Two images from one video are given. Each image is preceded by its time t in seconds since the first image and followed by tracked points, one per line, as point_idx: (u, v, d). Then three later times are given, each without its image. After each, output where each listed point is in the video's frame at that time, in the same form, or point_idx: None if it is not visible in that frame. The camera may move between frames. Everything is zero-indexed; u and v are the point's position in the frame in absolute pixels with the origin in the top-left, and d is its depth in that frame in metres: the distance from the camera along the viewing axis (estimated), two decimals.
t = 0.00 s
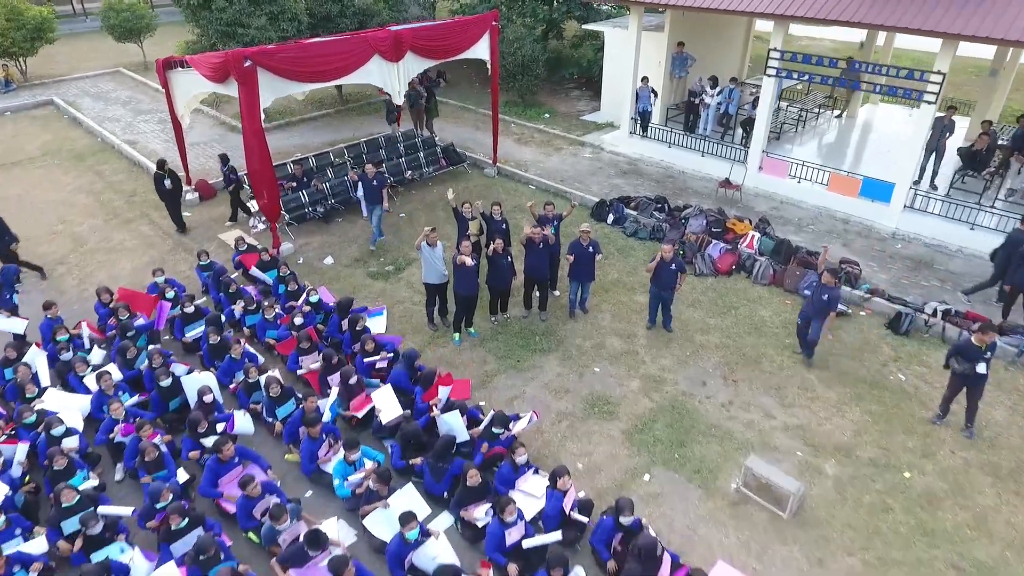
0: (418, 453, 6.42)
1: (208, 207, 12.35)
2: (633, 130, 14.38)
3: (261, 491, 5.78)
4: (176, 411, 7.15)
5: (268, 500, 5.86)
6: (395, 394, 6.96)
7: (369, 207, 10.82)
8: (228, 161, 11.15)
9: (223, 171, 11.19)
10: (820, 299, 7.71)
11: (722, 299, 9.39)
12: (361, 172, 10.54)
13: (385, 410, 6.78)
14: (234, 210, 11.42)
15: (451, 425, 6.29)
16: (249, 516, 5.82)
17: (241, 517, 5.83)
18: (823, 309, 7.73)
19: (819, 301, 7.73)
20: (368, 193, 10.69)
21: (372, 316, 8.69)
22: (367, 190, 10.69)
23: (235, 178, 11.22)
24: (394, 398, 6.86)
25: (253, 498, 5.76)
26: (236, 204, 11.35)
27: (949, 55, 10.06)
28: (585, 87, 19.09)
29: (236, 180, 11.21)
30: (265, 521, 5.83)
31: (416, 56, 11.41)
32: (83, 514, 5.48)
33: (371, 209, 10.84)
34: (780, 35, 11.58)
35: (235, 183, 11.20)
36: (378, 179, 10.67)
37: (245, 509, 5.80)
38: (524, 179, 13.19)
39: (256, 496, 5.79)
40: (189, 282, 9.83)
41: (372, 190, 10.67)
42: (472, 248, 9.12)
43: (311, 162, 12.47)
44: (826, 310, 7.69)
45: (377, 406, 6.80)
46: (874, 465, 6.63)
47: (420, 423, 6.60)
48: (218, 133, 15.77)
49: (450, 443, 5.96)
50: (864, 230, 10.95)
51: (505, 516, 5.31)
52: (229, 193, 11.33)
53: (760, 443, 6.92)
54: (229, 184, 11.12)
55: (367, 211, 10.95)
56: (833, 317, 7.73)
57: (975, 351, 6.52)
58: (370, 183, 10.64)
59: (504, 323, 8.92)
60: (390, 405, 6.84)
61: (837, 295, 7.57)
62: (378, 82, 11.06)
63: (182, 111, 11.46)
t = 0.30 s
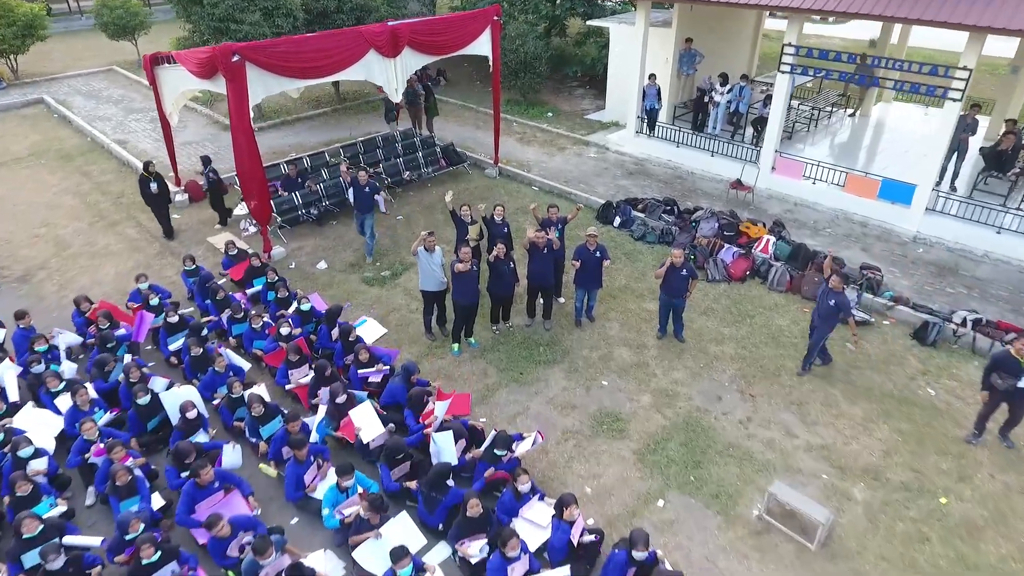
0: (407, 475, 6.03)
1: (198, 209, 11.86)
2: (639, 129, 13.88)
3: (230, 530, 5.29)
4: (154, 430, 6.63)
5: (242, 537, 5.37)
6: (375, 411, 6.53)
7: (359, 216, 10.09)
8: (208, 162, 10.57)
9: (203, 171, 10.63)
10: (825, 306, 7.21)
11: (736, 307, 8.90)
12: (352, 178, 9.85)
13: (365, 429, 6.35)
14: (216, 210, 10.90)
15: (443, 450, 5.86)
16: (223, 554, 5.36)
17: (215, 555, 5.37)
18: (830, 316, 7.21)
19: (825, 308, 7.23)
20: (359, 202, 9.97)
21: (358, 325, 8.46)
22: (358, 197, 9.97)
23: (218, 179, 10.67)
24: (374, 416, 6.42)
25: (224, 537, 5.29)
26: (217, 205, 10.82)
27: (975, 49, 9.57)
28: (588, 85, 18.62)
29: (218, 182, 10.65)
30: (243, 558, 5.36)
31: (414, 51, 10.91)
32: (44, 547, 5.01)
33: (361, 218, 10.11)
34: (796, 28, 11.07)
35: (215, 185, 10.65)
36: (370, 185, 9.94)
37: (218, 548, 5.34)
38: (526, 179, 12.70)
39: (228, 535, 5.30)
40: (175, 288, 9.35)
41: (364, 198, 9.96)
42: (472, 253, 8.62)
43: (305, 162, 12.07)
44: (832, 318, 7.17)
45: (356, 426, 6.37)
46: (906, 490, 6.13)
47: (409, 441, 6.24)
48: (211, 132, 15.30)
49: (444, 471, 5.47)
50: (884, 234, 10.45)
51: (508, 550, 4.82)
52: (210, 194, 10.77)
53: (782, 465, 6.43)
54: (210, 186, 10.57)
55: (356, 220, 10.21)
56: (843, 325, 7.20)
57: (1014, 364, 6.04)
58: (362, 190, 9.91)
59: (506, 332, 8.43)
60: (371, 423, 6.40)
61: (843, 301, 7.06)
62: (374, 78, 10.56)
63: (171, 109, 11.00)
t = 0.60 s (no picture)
0: (396, 492, 5.42)
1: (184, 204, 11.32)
2: (646, 122, 13.33)
3: (198, 562, 4.74)
4: (124, 443, 6.13)
5: (215, 567, 4.84)
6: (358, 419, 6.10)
7: (346, 217, 9.21)
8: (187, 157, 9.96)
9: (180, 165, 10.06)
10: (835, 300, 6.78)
11: (753, 308, 8.35)
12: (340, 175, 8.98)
13: (349, 439, 5.89)
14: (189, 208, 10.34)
15: (433, 468, 5.36)
16: None
17: None
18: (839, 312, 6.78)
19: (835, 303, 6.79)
20: (347, 202, 9.10)
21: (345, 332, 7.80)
22: (346, 196, 9.09)
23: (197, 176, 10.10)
24: (357, 422, 5.99)
25: (191, 569, 4.73)
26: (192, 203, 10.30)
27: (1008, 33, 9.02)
28: (592, 79, 18.06)
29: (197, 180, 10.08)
30: None
31: (410, 37, 10.36)
32: None
33: (350, 219, 9.24)
34: (814, 14, 10.49)
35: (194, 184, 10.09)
36: (360, 182, 9.07)
37: None
38: (528, 174, 12.15)
39: (196, 566, 4.75)
40: (156, 288, 8.81)
41: (354, 197, 9.10)
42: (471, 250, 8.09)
43: (297, 155, 11.62)
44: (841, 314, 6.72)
45: (339, 437, 5.90)
46: (947, 509, 5.58)
47: (397, 454, 5.72)
48: (202, 126, 14.76)
49: (437, 503, 4.82)
50: (906, 230, 9.90)
51: None
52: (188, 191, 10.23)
53: (808, 481, 5.88)
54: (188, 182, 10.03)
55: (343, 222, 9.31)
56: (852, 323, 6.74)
57: None
58: (351, 188, 9.01)
59: (507, 335, 7.89)
60: (354, 431, 5.96)
61: (854, 297, 6.59)
62: (368, 66, 10.01)
63: (154, 100, 10.45)
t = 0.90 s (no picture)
0: (386, 522, 5.08)
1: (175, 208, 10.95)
2: (651, 123, 12.97)
3: None
4: (101, 466, 5.76)
5: None
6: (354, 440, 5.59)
7: (336, 233, 8.71)
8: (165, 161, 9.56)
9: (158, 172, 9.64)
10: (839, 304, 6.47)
11: (767, 318, 7.98)
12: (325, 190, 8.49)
13: (345, 463, 5.39)
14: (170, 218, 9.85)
15: (423, 495, 4.93)
16: None
17: None
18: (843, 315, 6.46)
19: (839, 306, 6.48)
20: (335, 217, 8.60)
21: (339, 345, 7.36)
22: (334, 212, 8.60)
23: (177, 182, 9.66)
24: (355, 446, 5.47)
25: None
26: (173, 211, 9.82)
27: None
28: (595, 78, 17.70)
29: (177, 187, 9.63)
30: None
31: (409, 35, 10.00)
32: None
33: (341, 234, 8.74)
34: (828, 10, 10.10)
35: (174, 191, 9.65)
36: (348, 196, 8.58)
37: None
38: (531, 177, 11.78)
39: None
40: (143, 297, 8.44)
41: (342, 212, 8.59)
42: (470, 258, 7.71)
43: (292, 158, 11.23)
44: (842, 319, 6.43)
45: (334, 459, 5.42)
46: (981, 540, 5.20)
47: (393, 480, 5.29)
48: (196, 126, 14.39)
49: (432, 543, 4.45)
50: (924, 236, 9.51)
51: None
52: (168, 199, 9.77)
53: (831, 507, 5.51)
54: (168, 190, 9.59)
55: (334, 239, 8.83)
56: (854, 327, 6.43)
57: None
58: (339, 203, 8.55)
59: (509, 347, 7.52)
60: (352, 455, 5.45)
61: (857, 300, 6.27)
62: (366, 66, 9.66)
63: (144, 100, 10.07)
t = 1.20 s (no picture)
0: (378, 568, 4.74)
1: (166, 217, 10.61)
2: (657, 128, 12.62)
3: None
4: (77, 500, 5.43)
5: None
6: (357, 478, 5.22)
7: (325, 253, 8.11)
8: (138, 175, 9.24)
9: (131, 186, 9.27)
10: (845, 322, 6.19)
11: (781, 337, 7.62)
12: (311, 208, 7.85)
13: (347, 502, 5.03)
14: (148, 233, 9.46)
15: (416, 540, 4.61)
16: None
17: None
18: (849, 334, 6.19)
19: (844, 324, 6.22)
20: (325, 236, 8.00)
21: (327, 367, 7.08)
22: (323, 230, 8.00)
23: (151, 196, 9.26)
24: (357, 483, 5.11)
25: None
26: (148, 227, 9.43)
27: None
28: (598, 81, 17.36)
29: (151, 201, 9.24)
30: None
31: (408, 40, 9.66)
32: None
33: (331, 254, 8.15)
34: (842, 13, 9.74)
35: (148, 205, 9.24)
36: (337, 211, 8.02)
37: None
38: (533, 184, 11.43)
39: None
40: (129, 313, 8.10)
41: (332, 229, 8.02)
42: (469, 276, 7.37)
43: (287, 165, 10.88)
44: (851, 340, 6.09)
45: (336, 499, 5.04)
46: None
47: (385, 522, 4.92)
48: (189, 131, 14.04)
49: None
50: (942, 247, 9.15)
51: None
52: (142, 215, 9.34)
53: (855, 547, 5.15)
54: (142, 203, 9.16)
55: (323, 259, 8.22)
56: (864, 346, 6.08)
57: None
58: (328, 219, 7.96)
59: (511, 368, 7.17)
60: (354, 493, 5.09)
61: (863, 318, 5.98)
62: (363, 71, 9.32)
63: (134, 106, 9.71)
